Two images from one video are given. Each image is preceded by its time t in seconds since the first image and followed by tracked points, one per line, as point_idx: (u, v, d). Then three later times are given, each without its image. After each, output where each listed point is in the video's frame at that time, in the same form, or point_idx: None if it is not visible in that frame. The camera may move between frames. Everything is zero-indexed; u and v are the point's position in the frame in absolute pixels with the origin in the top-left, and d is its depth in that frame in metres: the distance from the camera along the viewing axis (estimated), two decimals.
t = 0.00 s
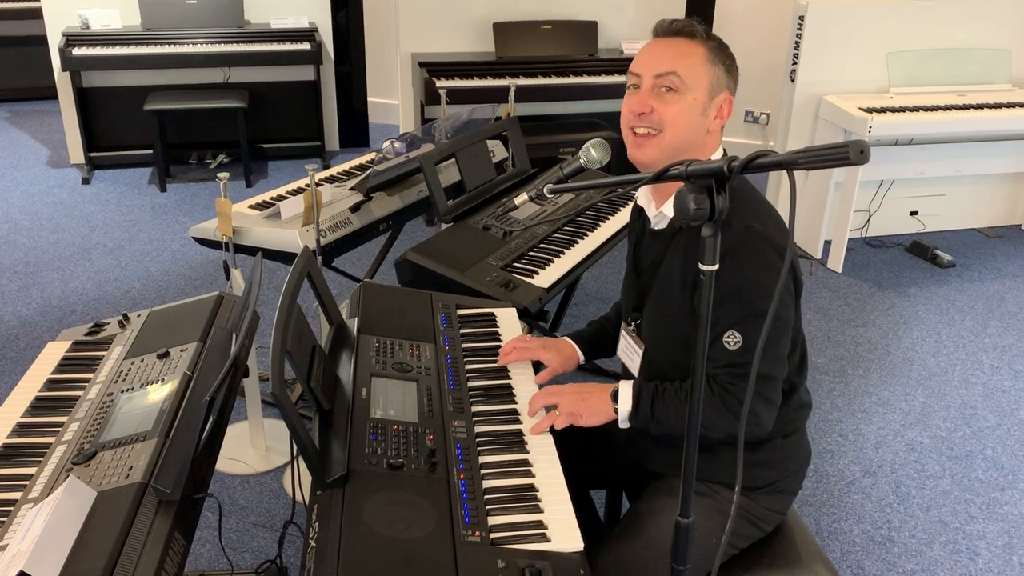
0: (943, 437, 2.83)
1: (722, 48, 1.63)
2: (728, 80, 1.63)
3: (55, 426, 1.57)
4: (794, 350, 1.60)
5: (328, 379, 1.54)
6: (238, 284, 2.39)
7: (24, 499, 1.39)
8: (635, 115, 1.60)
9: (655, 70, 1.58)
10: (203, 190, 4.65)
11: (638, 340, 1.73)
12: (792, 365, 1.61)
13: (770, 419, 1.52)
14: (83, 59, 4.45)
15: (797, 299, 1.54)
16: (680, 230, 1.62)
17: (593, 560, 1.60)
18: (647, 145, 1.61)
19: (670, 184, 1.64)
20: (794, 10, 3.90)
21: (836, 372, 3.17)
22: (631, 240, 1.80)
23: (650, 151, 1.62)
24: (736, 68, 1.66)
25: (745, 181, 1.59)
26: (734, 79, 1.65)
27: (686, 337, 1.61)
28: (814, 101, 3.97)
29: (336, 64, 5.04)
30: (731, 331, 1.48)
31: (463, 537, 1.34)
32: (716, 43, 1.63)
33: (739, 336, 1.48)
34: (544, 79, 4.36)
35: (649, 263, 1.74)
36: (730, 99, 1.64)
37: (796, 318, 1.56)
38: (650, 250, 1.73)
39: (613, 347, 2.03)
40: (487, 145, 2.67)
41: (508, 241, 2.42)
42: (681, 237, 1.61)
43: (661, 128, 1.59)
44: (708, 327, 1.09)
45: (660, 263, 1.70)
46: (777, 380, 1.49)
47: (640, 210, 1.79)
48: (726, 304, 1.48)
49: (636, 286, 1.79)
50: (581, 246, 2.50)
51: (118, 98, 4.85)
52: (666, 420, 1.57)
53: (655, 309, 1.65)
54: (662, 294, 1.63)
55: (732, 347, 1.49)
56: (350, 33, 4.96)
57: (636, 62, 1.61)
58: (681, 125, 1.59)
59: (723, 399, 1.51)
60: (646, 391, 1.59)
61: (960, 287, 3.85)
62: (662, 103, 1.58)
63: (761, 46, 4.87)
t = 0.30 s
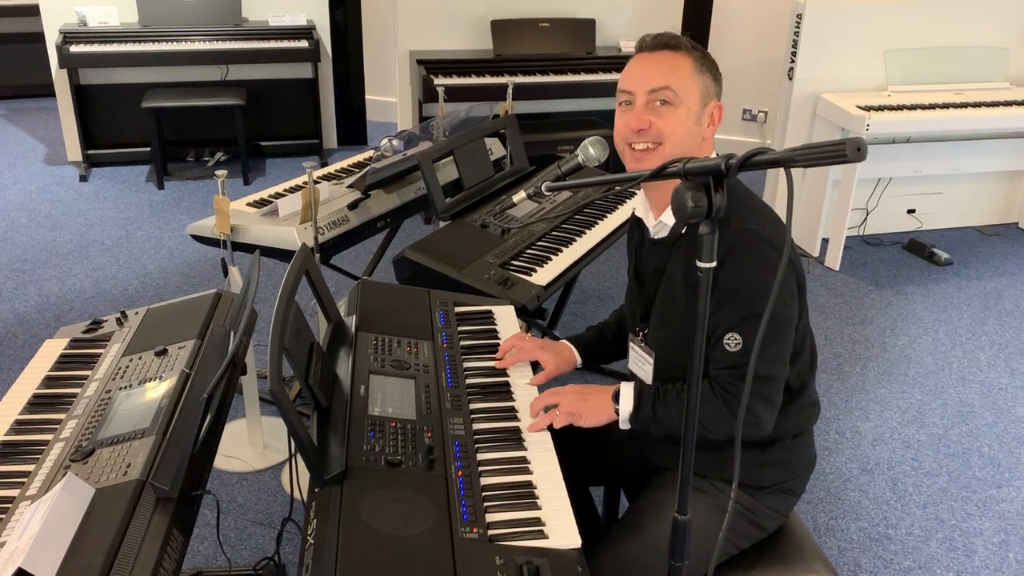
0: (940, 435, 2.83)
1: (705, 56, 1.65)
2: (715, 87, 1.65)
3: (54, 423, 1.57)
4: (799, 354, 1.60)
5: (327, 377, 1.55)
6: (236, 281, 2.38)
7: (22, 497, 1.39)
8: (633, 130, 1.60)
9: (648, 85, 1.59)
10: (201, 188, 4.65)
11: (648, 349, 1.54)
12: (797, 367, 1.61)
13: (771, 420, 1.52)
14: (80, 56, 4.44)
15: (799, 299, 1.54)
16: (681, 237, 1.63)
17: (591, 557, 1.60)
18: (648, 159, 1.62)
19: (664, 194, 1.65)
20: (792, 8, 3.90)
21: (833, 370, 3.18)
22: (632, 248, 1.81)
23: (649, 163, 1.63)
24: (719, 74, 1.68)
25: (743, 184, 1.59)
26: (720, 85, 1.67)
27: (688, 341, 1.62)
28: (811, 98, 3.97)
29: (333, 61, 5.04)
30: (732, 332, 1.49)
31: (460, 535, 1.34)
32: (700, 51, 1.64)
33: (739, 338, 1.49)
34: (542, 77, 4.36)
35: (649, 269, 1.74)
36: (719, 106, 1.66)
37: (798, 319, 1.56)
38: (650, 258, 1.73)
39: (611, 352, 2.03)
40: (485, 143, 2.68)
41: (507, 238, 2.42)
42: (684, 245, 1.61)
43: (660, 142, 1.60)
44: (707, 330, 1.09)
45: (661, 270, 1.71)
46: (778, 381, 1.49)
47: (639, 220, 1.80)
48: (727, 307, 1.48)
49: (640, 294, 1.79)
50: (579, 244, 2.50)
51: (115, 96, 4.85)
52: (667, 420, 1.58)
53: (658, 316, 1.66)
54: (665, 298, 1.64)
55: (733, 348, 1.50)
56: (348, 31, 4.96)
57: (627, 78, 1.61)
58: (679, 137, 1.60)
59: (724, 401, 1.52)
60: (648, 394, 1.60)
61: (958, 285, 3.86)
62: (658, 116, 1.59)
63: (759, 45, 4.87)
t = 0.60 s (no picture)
0: (938, 433, 2.84)
1: (734, 40, 1.63)
2: (741, 72, 1.64)
3: (53, 420, 1.57)
4: (795, 351, 1.62)
5: (326, 374, 1.55)
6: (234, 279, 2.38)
7: (21, 494, 1.39)
8: (659, 114, 1.60)
9: (676, 68, 1.58)
10: (199, 186, 4.64)
11: (647, 330, 1.70)
12: (795, 362, 1.62)
13: (771, 412, 1.52)
14: (78, 54, 4.44)
15: (802, 292, 1.55)
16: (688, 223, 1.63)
17: (590, 554, 1.61)
18: (671, 144, 1.62)
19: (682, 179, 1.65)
20: (790, 7, 3.90)
21: (832, 368, 3.18)
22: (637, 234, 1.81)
23: (674, 148, 1.62)
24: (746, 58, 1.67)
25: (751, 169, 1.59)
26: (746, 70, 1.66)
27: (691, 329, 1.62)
28: (810, 98, 3.97)
29: (332, 59, 5.03)
30: (738, 321, 1.49)
31: (460, 532, 1.34)
32: (728, 35, 1.63)
33: (745, 327, 1.49)
34: (541, 75, 4.36)
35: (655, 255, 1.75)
36: (744, 91, 1.66)
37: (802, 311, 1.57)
38: (656, 242, 1.74)
39: (606, 345, 2.04)
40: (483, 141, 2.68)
41: (505, 237, 2.42)
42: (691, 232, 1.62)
43: (685, 127, 1.60)
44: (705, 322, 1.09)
45: (669, 253, 1.71)
46: (778, 373, 1.50)
47: (646, 204, 1.80)
48: (733, 297, 1.49)
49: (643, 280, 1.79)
50: (577, 242, 2.50)
51: (114, 94, 4.84)
52: (666, 415, 1.58)
53: (662, 301, 1.66)
54: (670, 285, 1.64)
55: (738, 337, 1.50)
56: (346, 29, 4.95)
57: (654, 61, 1.60)
58: (704, 122, 1.60)
59: (723, 391, 1.52)
60: (645, 386, 1.61)
61: (955, 284, 3.87)
62: (684, 101, 1.58)
63: (758, 43, 4.87)
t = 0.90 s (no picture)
0: (934, 432, 2.85)
1: (713, 50, 1.55)
2: (725, 81, 1.56)
3: (52, 417, 1.57)
4: (805, 361, 1.61)
5: (325, 371, 1.55)
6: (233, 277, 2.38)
7: (20, 491, 1.39)
8: (641, 148, 1.61)
9: (644, 105, 1.58)
10: (196, 184, 4.65)
11: (658, 336, 1.65)
12: (803, 372, 1.61)
13: (770, 424, 1.53)
14: (76, 52, 4.43)
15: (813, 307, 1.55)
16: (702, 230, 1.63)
17: (587, 552, 1.61)
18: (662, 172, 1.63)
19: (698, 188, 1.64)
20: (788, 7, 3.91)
21: (830, 368, 3.19)
22: (654, 238, 1.82)
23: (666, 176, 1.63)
24: (737, 58, 1.57)
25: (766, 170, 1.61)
26: (735, 74, 1.57)
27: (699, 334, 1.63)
28: (807, 97, 3.98)
29: (330, 58, 5.03)
30: (742, 331, 1.50)
31: (458, 529, 1.35)
32: (705, 47, 1.55)
33: (748, 336, 1.50)
34: (539, 75, 4.36)
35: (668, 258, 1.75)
36: (734, 97, 1.57)
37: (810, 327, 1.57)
38: (671, 247, 1.74)
39: (606, 345, 2.04)
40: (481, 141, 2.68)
41: (504, 235, 2.43)
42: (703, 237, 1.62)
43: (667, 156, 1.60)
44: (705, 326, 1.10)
45: (679, 259, 1.72)
46: (777, 385, 1.50)
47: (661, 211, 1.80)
48: (739, 305, 1.50)
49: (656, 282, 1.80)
50: (576, 241, 2.51)
51: (112, 92, 4.84)
52: (664, 421, 1.59)
53: (673, 305, 1.66)
54: (680, 290, 1.65)
55: (741, 346, 1.50)
56: (344, 28, 4.95)
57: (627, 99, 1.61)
58: (685, 148, 1.58)
59: (722, 399, 1.52)
60: (645, 393, 1.61)
61: (952, 284, 3.88)
62: (660, 133, 1.58)
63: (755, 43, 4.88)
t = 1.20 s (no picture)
0: (932, 431, 2.85)
1: (715, 59, 1.55)
2: (722, 92, 1.56)
3: (50, 417, 1.57)
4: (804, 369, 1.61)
5: (323, 371, 1.55)
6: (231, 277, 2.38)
7: (19, 490, 1.39)
8: (632, 145, 1.63)
9: (641, 101, 1.59)
10: (195, 183, 4.65)
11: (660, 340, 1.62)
12: (803, 378, 1.61)
13: (764, 431, 1.53)
14: (74, 51, 4.43)
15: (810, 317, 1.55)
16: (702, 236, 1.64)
17: (585, 551, 1.61)
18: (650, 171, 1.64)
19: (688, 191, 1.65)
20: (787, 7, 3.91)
21: (828, 368, 3.19)
22: (655, 242, 1.82)
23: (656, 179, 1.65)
24: (738, 72, 1.57)
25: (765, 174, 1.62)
26: (734, 87, 1.57)
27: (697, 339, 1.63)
28: (805, 97, 3.99)
29: (328, 57, 5.02)
30: (737, 339, 1.50)
31: (457, 527, 1.35)
32: (708, 55, 1.55)
33: (743, 345, 1.50)
34: (537, 75, 4.36)
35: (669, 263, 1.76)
36: (729, 110, 1.57)
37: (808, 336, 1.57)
38: (672, 253, 1.75)
39: (606, 345, 2.04)
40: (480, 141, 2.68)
41: (502, 235, 2.43)
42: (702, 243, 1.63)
43: (655, 156, 1.61)
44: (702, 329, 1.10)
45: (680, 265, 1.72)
46: (773, 394, 1.50)
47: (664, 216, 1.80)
48: (735, 312, 1.50)
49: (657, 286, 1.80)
50: (575, 241, 2.51)
51: (110, 92, 4.84)
52: (660, 423, 1.59)
53: (673, 309, 1.67)
54: (680, 295, 1.65)
55: (735, 355, 1.50)
56: (343, 27, 4.95)
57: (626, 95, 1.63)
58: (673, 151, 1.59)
59: (718, 407, 1.53)
60: (642, 394, 1.61)
61: (950, 283, 3.88)
62: (651, 133, 1.59)
63: (754, 42, 4.89)
